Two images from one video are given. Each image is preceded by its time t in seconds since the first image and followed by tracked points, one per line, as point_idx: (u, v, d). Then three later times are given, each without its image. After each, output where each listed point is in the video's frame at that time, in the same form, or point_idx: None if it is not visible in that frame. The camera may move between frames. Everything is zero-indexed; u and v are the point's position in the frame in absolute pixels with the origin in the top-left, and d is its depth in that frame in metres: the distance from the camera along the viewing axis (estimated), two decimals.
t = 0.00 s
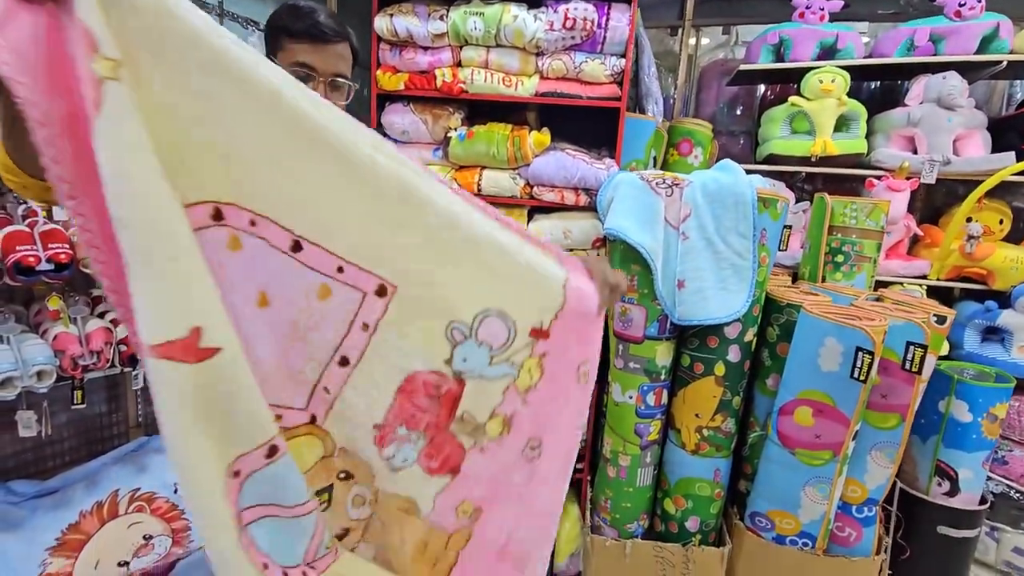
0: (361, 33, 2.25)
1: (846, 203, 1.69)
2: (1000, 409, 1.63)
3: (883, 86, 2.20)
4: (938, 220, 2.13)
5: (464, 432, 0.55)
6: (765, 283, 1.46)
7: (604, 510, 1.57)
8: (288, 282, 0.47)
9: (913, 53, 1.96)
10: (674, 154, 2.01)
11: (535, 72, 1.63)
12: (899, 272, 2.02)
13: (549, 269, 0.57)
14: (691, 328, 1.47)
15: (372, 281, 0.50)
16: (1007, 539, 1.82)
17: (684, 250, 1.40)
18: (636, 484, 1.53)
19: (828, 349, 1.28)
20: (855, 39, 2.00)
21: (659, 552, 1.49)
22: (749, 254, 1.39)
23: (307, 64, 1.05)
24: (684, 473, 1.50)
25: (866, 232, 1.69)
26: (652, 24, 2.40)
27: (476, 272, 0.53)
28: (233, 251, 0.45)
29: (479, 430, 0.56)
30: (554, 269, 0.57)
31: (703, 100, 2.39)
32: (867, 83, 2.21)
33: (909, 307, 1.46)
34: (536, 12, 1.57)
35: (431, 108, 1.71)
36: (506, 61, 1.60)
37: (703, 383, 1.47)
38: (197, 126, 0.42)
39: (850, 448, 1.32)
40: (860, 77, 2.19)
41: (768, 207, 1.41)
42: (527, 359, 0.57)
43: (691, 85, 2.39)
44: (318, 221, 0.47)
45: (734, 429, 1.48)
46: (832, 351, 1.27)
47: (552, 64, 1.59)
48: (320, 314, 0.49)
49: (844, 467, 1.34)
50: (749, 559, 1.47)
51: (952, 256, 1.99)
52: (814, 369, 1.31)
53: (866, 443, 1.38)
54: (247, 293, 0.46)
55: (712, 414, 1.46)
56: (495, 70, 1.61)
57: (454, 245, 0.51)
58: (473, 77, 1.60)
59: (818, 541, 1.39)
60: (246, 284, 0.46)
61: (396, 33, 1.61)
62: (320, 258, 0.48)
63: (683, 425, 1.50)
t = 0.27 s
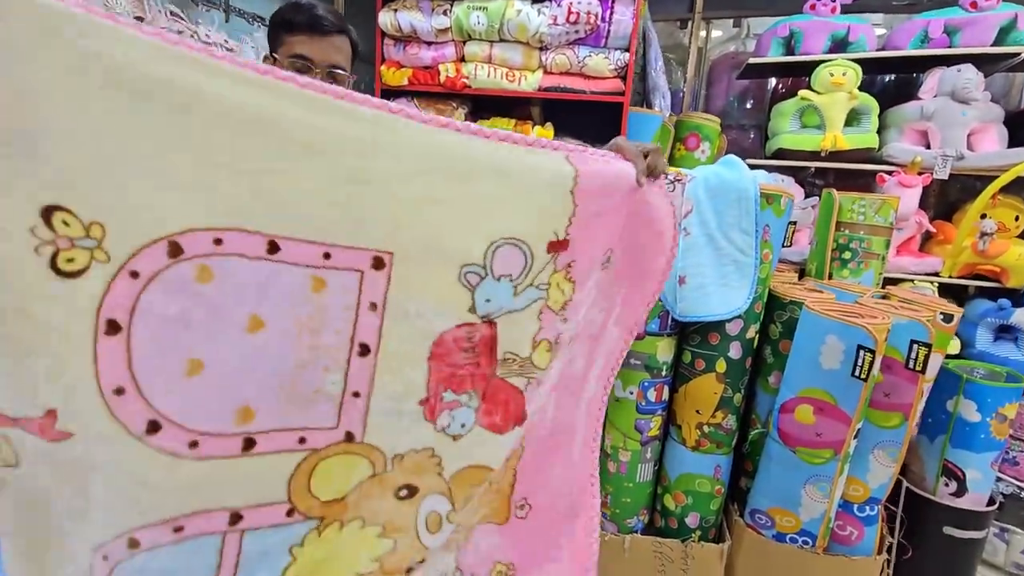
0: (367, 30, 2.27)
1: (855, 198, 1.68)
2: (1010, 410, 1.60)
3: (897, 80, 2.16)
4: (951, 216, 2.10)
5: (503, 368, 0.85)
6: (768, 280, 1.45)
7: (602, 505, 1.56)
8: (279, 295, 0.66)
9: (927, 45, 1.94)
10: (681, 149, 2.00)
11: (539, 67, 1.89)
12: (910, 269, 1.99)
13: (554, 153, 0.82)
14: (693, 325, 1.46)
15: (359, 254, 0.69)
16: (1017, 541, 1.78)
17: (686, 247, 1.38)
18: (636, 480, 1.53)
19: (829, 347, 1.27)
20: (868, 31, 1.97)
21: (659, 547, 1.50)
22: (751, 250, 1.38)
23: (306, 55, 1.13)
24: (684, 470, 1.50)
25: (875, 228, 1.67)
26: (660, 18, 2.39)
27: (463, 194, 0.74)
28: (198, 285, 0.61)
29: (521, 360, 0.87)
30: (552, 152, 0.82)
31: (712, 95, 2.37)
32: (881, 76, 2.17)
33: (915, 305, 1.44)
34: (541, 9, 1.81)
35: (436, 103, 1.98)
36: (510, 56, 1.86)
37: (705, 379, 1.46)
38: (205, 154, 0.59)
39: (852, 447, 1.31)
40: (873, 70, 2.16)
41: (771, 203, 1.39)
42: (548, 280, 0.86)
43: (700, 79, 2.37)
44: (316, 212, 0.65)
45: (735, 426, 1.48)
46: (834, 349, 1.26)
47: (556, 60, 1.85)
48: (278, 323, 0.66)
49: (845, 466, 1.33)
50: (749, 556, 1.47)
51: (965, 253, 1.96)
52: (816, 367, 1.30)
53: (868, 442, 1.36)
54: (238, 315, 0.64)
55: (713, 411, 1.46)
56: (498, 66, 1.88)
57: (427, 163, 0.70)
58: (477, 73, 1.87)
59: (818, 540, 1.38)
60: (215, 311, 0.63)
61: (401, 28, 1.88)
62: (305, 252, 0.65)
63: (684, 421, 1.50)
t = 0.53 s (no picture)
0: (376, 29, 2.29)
1: (868, 192, 1.64)
2: None
3: (919, 71, 2.11)
4: (972, 211, 2.04)
5: (500, 387, 0.85)
6: (775, 276, 1.43)
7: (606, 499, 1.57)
8: (243, 332, 0.72)
9: (948, 35, 1.88)
10: (691, 143, 1.98)
11: (545, 60, 1.89)
12: (927, 265, 1.95)
13: (528, 149, 0.87)
14: (697, 321, 1.45)
15: (326, 280, 0.74)
16: None
17: (690, 242, 1.37)
18: (639, 474, 1.52)
19: (834, 343, 1.25)
20: (886, 20, 1.92)
21: (661, 542, 1.49)
22: (755, 246, 1.37)
23: (306, 48, 1.23)
24: (687, 465, 1.50)
25: (888, 223, 1.63)
26: (672, 10, 2.37)
27: (428, 207, 0.80)
28: (158, 323, 0.71)
29: (519, 376, 0.86)
30: (525, 149, 0.87)
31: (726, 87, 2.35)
32: (902, 66, 2.12)
33: (927, 302, 1.40)
34: (547, 3, 1.81)
35: (442, 98, 2.02)
36: (516, 50, 1.87)
37: (708, 375, 1.45)
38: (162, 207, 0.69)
39: (857, 446, 1.29)
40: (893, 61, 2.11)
41: (778, 198, 1.37)
42: (537, 284, 0.86)
43: (714, 71, 2.34)
44: (280, 243, 0.73)
45: (739, 422, 1.47)
46: (838, 346, 1.25)
47: (561, 54, 1.85)
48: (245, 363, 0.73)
49: (850, 464, 1.31)
50: (752, 554, 1.46)
51: (985, 249, 1.91)
52: (820, 364, 1.28)
53: (874, 441, 1.34)
54: (202, 357, 0.72)
55: (716, 407, 1.45)
56: (504, 61, 1.89)
57: (384, 181, 0.78)
58: (483, 67, 1.88)
59: (822, 538, 1.37)
60: (178, 351, 0.71)
61: (407, 22, 1.91)
62: (265, 287, 0.72)
63: (688, 416, 1.49)
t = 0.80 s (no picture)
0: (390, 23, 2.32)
1: (885, 183, 1.60)
2: None
3: (944, 58, 2.05)
4: (999, 203, 1.98)
5: (496, 351, 0.96)
6: (785, 267, 1.42)
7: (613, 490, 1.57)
8: (256, 289, 0.81)
9: (973, 20, 1.83)
10: (705, 134, 1.96)
11: (555, 52, 1.89)
12: (949, 258, 1.89)
13: (527, 118, 0.93)
14: (706, 312, 1.45)
15: (327, 243, 0.83)
16: None
17: (698, 233, 1.37)
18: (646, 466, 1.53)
19: (844, 335, 1.24)
20: (908, 7, 1.88)
21: (667, 534, 1.49)
22: (765, 236, 1.35)
23: (315, 38, 1.25)
24: (695, 458, 1.49)
25: (906, 215, 1.58)
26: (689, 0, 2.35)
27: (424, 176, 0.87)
28: (183, 285, 0.78)
29: (517, 342, 0.97)
30: (522, 116, 0.93)
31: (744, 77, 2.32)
32: (926, 54, 2.06)
33: (944, 295, 1.37)
34: None
35: (453, 91, 1.98)
36: (526, 42, 1.87)
37: (717, 368, 1.44)
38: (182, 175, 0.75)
39: (867, 440, 1.28)
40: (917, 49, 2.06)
41: (788, 188, 1.36)
42: (531, 253, 0.96)
43: (732, 61, 2.31)
44: (291, 208, 0.81)
45: (747, 415, 1.46)
46: (848, 338, 1.23)
47: (572, 46, 1.84)
48: (257, 315, 0.82)
49: (860, 458, 1.29)
50: (760, 547, 1.45)
51: (1010, 242, 1.85)
52: (829, 356, 1.26)
53: (886, 435, 1.32)
54: (223, 312, 0.80)
55: (724, 399, 1.44)
56: (515, 52, 1.90)
57: (379, 151, 0.85)
58: (493, 59, 1.89)
59: (831, 533, 1.35)
60: (200, 307, 0.79)
61: (418, 16, 1.91)
62: (275, 246, 0.81)
63: (696, 409, 1.49)
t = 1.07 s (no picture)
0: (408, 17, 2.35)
1: (906, 169, 1.57)
2: None
3: (974, 41, 1.99)
4: None
5: (495, 316, 0.98)
6: (800, 255, 1.40)
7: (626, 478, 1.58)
8: (275, 273, 0.83)
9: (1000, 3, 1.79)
10: (722, 123, 1.94)
11: (569, 41, 1.88)
12: (976, 248, 1.84)
13: (532, 100, 0.94)
14: (719, 301, 1.44)
15: (343, 228, 0.85)
16: None
17: (710, 220, 1.37)
18: (659, 454, 1.53)
19: (858, 323, 1.22)
20: None
21: (679, 521, 1.50)
22: (778, 224, 1.34)
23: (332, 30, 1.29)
24: (707, 446, 1.49)
25: (928, 202, 1.56)
26: None
27: (436, 157, 0.89)
28: (205, 270, 0.79)
29: (512, 307, 0.99)
30: (527, 99, 0.94)
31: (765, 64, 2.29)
32: (955, 37, 2.01)
33: (963, 282, 1.34)
34: None
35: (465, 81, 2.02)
36: (539, 32, 1.88)
37: (730, 356, 1.44)
38: (206, 158, 0.76)
39: (882, 429, 1.26)
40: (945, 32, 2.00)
41: (803, 174, 1.34)
42: (530, 229, 0.98)
43: (752, 49, 2.28)
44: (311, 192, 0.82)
45: (760, 404, 1.45)
46: (862, 325, 1.22)
47: (585, 35, 1.84)
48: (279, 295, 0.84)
49: (875, 447, 1.28)
50: (773, 536, 1.44)
51: None
52: (843, 344, 1.25)
53: (902, 425, 1.30)
54: (245, 295, 0.82)
55: (737, 388, 1.44)
56: (528, 42, 1.90)
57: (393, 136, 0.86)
58: (507, 50, 1.90)
59: (845, 523, 1.34)
60: (224, 290, 0.80)
61: (434, 9, 1.93)
62: (291, 232, 0.82)
63: (708, 397, 1.49)
